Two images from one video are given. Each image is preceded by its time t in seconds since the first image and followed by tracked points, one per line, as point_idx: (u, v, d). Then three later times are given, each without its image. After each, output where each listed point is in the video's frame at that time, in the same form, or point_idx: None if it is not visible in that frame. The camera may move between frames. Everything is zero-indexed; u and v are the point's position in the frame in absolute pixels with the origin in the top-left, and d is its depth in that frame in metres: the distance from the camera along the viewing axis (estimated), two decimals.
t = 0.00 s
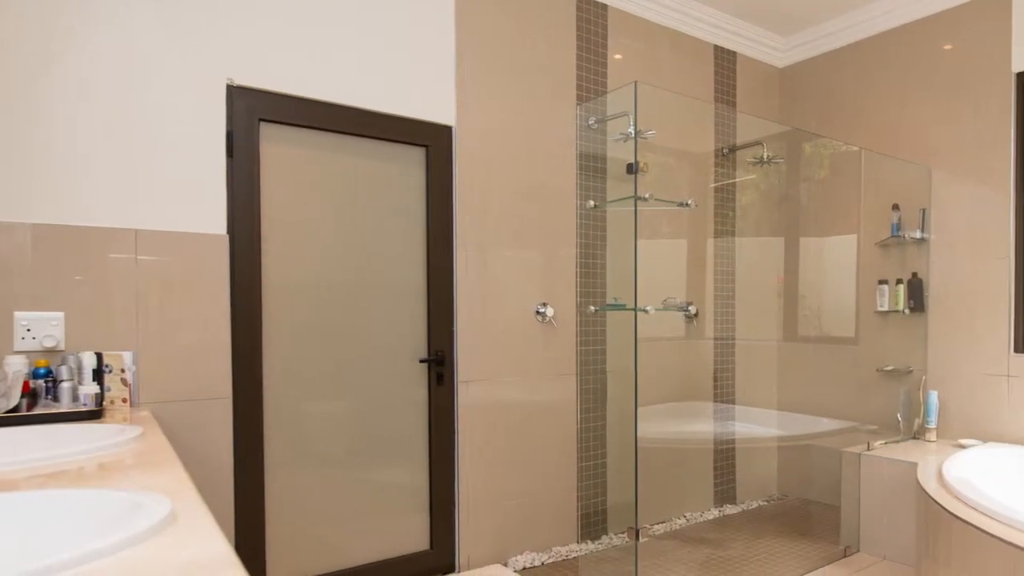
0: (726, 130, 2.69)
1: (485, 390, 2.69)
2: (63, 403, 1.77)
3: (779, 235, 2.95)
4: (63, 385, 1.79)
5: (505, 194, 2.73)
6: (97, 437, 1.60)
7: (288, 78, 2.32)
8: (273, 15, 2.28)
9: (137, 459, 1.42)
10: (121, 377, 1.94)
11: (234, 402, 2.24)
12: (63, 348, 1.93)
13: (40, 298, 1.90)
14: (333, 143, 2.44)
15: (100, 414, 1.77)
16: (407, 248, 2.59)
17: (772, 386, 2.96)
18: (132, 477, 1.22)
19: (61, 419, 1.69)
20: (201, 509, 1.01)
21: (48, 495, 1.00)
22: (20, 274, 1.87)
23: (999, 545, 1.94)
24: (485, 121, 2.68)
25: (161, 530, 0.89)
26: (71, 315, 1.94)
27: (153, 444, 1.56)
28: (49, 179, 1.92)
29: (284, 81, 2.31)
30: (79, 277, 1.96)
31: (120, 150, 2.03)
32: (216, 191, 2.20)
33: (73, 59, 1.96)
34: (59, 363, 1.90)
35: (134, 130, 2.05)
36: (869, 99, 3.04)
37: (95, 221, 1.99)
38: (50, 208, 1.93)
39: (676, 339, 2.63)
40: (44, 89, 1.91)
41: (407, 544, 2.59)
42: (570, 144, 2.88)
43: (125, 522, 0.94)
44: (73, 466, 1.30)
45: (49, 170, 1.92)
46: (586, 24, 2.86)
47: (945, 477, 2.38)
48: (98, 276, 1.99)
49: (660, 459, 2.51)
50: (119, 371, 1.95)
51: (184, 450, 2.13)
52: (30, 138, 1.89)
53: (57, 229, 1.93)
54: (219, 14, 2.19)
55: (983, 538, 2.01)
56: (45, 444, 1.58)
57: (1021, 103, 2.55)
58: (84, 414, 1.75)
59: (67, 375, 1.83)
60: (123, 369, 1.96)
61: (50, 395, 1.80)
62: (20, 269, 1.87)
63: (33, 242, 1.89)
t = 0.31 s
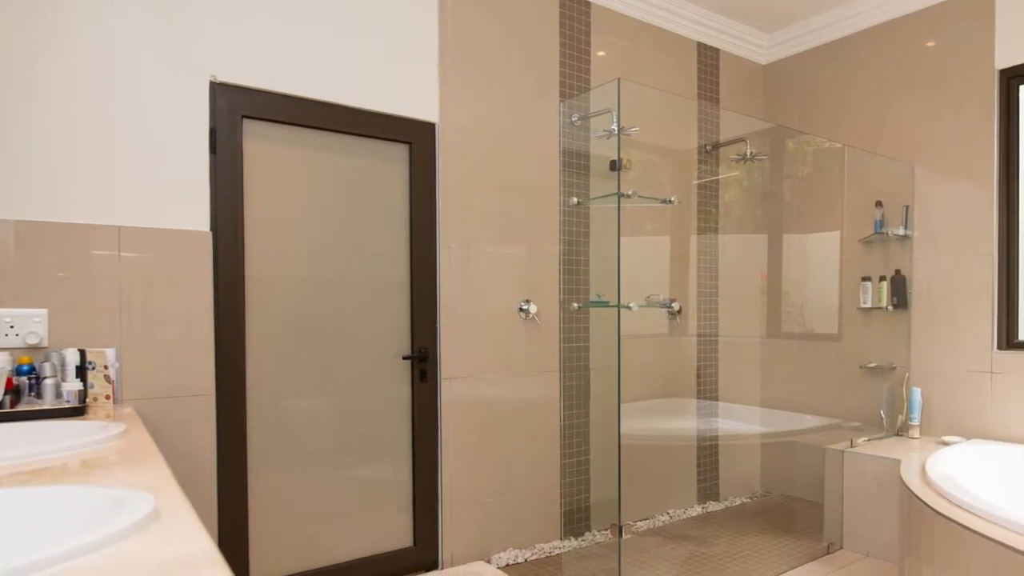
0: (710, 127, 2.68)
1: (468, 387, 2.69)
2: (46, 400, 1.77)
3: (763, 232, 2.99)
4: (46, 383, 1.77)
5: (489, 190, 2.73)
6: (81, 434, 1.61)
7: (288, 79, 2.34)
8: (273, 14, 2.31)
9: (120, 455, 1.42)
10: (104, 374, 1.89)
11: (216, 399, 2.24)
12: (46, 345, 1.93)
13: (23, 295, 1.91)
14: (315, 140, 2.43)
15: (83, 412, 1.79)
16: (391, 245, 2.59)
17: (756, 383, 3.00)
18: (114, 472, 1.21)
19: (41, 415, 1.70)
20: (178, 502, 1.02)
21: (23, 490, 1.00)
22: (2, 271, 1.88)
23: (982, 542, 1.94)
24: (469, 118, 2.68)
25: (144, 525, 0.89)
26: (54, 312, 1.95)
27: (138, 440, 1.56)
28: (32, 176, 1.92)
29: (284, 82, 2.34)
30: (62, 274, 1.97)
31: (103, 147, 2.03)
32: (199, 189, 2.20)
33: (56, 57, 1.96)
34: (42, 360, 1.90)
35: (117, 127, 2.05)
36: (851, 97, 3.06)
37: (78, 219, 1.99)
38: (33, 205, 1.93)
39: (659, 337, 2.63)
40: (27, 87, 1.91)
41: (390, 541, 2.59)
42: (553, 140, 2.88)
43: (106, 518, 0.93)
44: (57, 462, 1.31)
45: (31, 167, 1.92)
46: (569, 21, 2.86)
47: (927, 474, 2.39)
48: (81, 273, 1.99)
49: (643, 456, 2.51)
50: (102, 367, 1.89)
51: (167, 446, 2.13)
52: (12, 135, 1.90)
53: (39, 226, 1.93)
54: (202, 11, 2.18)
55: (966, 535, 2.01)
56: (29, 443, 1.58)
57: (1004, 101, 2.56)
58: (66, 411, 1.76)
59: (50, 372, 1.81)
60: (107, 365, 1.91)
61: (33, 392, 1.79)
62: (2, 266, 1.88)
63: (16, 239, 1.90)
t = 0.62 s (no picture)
0: (693, 124, 2.68)
1: (451, 383, 2.69)
2: (29, 397, 1.77)
3: (747, 230, 3.00)
4: (30, 378, 1.78)
5: (472, 187, 2.73)
6: (64, 430, 1.62)
7: (288, 79, 2.37)
8: (273, 14, 2.33)
9: (104, 451, 1.43)
10: (87, 371, 1.94)
11: (199, 396, 2.24)
12: (29, 342, 1.93)
13: (5, 292, 1.91)
14: (298, 137, 2.43)
15: (66, 409, 1.78)
16: (374, 242, 2.59)
17: (738, 380, 3.02)
18: (98, 468, 1.23)
19: (24, 412, 1.69)
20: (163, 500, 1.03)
21: (12, 488, 1.00)
22: None
23: (966, 539, 1.95)
24: (452, 115, 2.68)
25: (128, 521, 0.90)
26: (36, 309, 1.95)
27: (121, 437, 1.57)
28: (15, 172, 1.92)
29: (284, 82, 2.37)
30: (45, 271, 1.97)
31: (86, 144, 2.03)
32: (182, 185, 2.20)
33: (39, 53, 1.95)
34: (25, 356, 1.90)
35: (100, 123, 2.05)
36: (835, 94, 3.07)
37: (61, 216, 2.00)
38: (17, 201, 1.93)
39: (641, 332, 2.62)
40: (9, 83, 1.91)
41: (373, 537, 2.59)
42: (536, 137, 2.89)
43: (90, 516, 0.94)
44: (40, 459, 1.31)
45: (14, 163, 1.92)
46: (552, 18, 2.86)
47: (911, 471, 2.40)
48: (63, 270, 2.00)
49: (626, 453, 2.51)
50: (86, 364, 1.95)
51: (150, 443, 2.13)
52: None
53: (23, 222, 1.94)
54: (186, 8, 2.18)
55: (950, 532, 2.01)
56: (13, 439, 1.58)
57: (987, 98, 2.57)
58: (50, 407, 1.75)
59: (34, 369, 1.82)
60: (90, 362, 1.96)
61: (16, 389, 1.80)
62: None
63: None
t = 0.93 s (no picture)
0: (675, 122, 2.69)
1: (435, 380, 2.70)
2: (13, 393, 1.78)
3: (729, 225, 2.92)
4: (13, 375, 1.79)
5: (456, 184, 2.74)
6: (47, 427, 1.63)
7: (288, 79, 2.41)
8: (273, 14, 2.37)
9: (87, 448, 1.44)
10: (71, 367, 1.94)
11: (183, 392, 2.24)
12: (13, 339, 1.94)
13: None
14: (281, 134, 2.43)
15: (49, 405, 1.80)
16: (358, 238, 2.59)
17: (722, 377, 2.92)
18: (80, 465, 1.24)
19: (9, 408, 1.71)
20: (149, 501, 1.03)
21: None
22: None
23: (947, 535, 1.96)
24: (436, 111, 2.68)
25: (112, 520, 0.92)
26: (20, 306, 1.96)
27: (104, 433, 1.58)
28: None
29: (285, 82, 2.40)
30: (28, 267, 1.97)
31: (69, 140, 2.04)
32: (165, 182, 2.20)
33: (22, 49, 1.96)
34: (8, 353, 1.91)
35: (82, 120, 2.06)
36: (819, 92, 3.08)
37: (44, 212, 2.00)
38: None
39: (623, 328, 2.59)
40: None
41: (356, 534, 2.60)
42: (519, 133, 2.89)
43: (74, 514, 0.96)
44: (23, 456, 1.32)
45: None
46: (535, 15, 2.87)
47: (894, 467, 2.41)
48: (47, 267, 2.00)
49: (610, 449, 2.49)
50: (70, 361, 1.95)
51: (133, 439, 2.14)
52: None
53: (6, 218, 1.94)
54: (171, 5, 2.19)
55: (933, 529, 2.01)
56: None
57: (971, 95, 2.60)
58: (33, 404, 1.77)
59: (17, 366, 1.83)
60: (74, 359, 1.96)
61: None
62: None
63: None
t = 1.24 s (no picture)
0: (658, 120, 2.69)
1: (418, 377, 2.70)
2: None
3: (714, 224, 3.02)
4: None
5: (440, 181, 2.74)
6: (28, 425, 1.63)
7: (287, 80, 2.44)
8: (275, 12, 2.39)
9: (69, 445, 1.45)
10: (54, 364, 1.95)
11: (166, 390, 2.24)
12: None
13: None
14: (264, 131, 2.43)
15: (32, 403, 1.82)
16: (341, 235, 2.59)
17: (705, 374, 3.04)
18: (62, 463, 1.25)
19: None
20: (134, 501, 1.04)
21: None
22: None
23: (930, 532, 1.96)
24: (420, 108, 2.68)
25: (94, 517, 0.93)
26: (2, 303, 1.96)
27: (86, 430, 1.59)
28: None
29: (283, 82, 2.43)
30: (11, 264, 1.97)
31: (51, 137, 2.03)
32: (148, 179, 2.20)
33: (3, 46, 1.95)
34: None
35: (65, 117, 2.05)
36: (803, 89, 3.09)
37: (27, 209, 2.00)
38: None
39: (604, 325, 2.61)
40: None
41: (339, 531, 2.60)
42: (503, 130, 2.89)
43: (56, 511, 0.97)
44: (5, 454, 1.33)
45: None
46: (518, 12, 2.87)
47: (877, 463, 2.42)
48: (29, 264, 2.00)
49: (593, 446, 2.50)
50: (52, 358, 1.95)
51: (116, 436, 2.13)
52: None
53: None
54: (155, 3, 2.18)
55: (915, 525, 2.02)
56: None
57: (954, 91, 2.60)
58: (16, 402, 1.79)
59: None
60: (57, 356, 1.96)
61: None
62: None
63: None
